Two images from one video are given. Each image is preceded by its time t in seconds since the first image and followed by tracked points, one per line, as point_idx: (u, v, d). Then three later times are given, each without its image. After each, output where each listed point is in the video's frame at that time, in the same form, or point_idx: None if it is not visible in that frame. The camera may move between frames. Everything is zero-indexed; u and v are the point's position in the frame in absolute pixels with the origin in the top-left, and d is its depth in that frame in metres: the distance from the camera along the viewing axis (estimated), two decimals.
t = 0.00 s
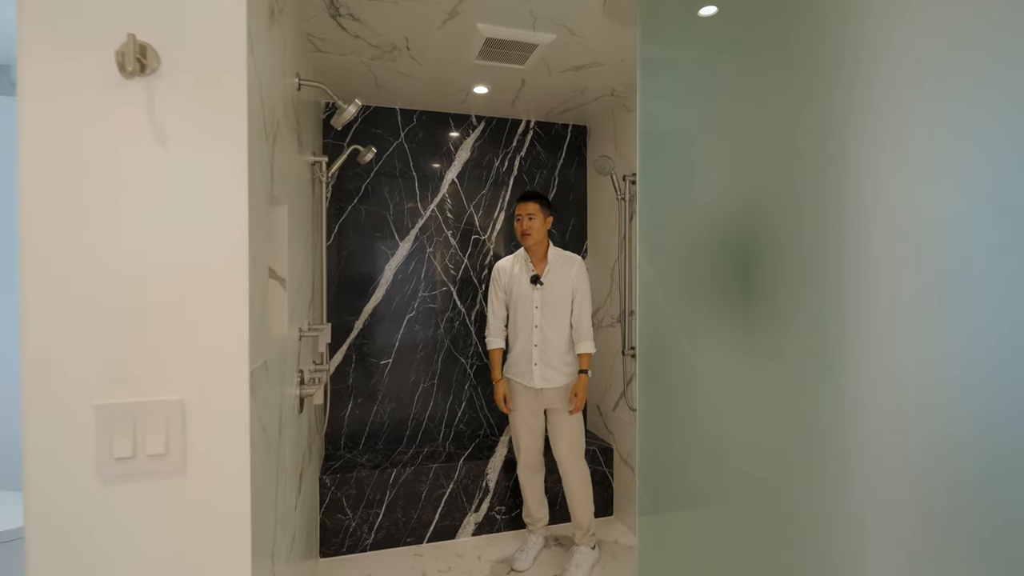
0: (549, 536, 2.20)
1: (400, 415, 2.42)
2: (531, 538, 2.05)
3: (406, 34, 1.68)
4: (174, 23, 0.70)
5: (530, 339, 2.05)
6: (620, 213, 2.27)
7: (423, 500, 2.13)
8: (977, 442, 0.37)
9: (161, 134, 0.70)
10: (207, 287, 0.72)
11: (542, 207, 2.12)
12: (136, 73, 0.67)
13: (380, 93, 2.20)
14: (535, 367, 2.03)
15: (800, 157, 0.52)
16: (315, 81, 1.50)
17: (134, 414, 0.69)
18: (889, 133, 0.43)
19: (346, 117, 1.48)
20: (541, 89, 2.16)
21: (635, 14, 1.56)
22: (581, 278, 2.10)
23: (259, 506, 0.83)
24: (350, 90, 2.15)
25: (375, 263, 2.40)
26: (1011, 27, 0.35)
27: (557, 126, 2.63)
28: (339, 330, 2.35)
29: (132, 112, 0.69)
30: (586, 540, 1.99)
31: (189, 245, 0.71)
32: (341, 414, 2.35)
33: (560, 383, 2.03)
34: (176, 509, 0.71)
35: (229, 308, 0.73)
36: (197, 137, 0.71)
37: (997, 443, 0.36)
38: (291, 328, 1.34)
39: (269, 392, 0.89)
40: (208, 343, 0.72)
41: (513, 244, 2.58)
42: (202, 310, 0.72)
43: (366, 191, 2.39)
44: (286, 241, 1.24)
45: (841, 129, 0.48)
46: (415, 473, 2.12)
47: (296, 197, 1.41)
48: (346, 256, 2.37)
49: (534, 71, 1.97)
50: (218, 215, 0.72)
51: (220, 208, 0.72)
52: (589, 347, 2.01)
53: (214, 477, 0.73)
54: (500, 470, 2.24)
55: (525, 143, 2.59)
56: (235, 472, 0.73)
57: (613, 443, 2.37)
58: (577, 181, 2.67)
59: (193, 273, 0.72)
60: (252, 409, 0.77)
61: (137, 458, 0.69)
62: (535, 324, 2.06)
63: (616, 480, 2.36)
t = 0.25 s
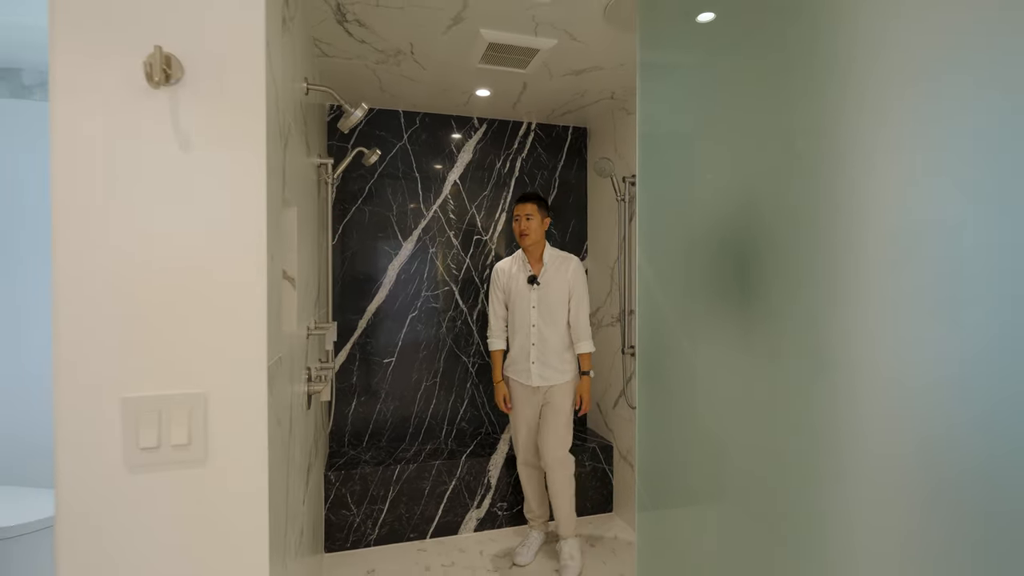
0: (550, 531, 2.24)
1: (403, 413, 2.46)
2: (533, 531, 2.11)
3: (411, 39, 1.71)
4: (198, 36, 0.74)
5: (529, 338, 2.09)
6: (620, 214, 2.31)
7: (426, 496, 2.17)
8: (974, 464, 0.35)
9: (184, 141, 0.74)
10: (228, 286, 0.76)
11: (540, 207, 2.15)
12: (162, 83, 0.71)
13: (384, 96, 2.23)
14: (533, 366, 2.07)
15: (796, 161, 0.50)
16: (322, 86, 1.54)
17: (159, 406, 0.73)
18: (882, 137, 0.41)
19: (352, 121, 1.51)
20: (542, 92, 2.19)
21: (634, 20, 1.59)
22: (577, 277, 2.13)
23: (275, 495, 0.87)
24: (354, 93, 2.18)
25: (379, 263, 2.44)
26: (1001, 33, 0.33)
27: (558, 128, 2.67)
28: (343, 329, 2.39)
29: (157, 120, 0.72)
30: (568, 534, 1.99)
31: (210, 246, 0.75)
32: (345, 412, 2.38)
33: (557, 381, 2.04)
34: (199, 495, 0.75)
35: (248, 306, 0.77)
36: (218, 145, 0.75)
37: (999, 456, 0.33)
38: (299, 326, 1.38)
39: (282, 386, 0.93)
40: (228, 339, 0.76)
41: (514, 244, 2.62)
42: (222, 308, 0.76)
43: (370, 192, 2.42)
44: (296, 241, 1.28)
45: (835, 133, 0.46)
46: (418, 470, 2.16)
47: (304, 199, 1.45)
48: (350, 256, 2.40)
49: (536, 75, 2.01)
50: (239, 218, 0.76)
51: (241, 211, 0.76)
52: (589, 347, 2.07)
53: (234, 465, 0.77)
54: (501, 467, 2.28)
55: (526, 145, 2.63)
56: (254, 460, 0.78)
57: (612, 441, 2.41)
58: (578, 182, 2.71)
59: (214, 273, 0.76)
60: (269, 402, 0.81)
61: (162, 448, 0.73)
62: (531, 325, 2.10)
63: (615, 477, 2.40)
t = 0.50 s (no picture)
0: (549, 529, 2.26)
1: (403, 411, 2.49)
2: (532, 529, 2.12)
3: (411, 42, 1.74)
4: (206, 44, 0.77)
5: (528, 339, 2.11)
6: (618, 215, 2.33)
7: (427, 494, 2.19)
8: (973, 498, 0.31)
9: (194, 143, 0.76)
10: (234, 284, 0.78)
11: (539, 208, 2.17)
12: (172, 89, 0.74)
13: (385, 98, 2.26)
14: (531, 367, 2.08)
15: (785, 154, 0.46)
16: (324, 89, 1.56)
17: (169, 401, 0.75)
18: (879, 124, 0.37)
19: (353, 123, 1.54)
20: (541, 94, 2.22)
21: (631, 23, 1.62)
22: (577, 278, 2.15)
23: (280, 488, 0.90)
24: (355, 95, 2.21)
25: (379, 263, 2.46)
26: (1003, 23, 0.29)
27: (557, 129, 2.69)
28: (344, 329, 2.42)
29: (168, 123, 0.75)
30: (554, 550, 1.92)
31: (218, 246, 0.78)
32: (346, 411, 2.41)
33: (553, 381, 2.05)
34: (207, 488, 0.77)
35: (254, 304, 0.79)
36: (225, 148, 0.78)
37: (989, 465, 0.30)
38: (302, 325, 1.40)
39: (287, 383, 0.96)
40: (236, 336, 0.78)
41: (514, 244, 2.65)
42: (230, 306, 0.78)
43: (370, 193, 2.45)
44: (299, 241, 1.31)
45: (837, 123, 0.41)
46: (419, 468, 2.18)
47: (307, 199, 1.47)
48: (351, 256, 2.43)
49: (535, 77, 2.04)
50: (245, 218, 0.79)
51: (248, 211, 0.79)
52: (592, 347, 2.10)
53: (241, 459, 0.79)
54: (501, 465, 2.30)
55: (525, 146, 2.65)
56: (260, 454, 0.80)
57: (611, 438, 2.44)
58: (577, 183, 2.73)
59: (222, 272, 0.78)
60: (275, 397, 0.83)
61: (173, 442, 0.76)
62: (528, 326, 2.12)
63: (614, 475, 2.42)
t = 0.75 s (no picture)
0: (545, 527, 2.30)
1: (402, 410, 2.52)
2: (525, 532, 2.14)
3: (409, 49, 1.78)
4: (213, 61, 0.80)
5: (522, 341, 2.13)
6: (613, 217, 2.37)
7: (425, 492, 2.23)
8: (977, 393, 0.42)
9: (201, 153, 0.80)
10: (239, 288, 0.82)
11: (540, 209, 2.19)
12: (180, 102, 0.78)
13: (384, 102, 2.29)
14: (523, 370, 2.08)
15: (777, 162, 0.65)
16: (324, 95, 1.60)
17: (177, 399, 0.79)
18: (861, 140, 0.53)
19: (353, 129, 1.57)
20: (537, 98, 2.25)
21: (625, 31, 1.65)
22: (575, 282, 2.13)
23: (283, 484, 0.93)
24: (355, 100, 2.25)
25: (378, 264, 2.50)
26: (1006, 23, 0.41)
27: (554, 133, 2.73)
28: (344, 329, 2.45)
29: (176, 135, 0.79)
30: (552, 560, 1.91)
31: (223, 251, 0.81)
32: (346, 410, 2.45)
33: (547, 388, 2.04)
34: (213, 483, 0.81)
35: (257, 308, 0.83)
36: (231, 159, 0.81)
37: (981, 466, 0.42)
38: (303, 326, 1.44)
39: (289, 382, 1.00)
40: (242, 339, 0.82)
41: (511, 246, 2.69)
42: (235, 309, 0.82)
43: (370, 195, 2.49)
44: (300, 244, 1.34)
45: (829, 134, 0.57)
46: (417, 466, 2.22)
47: (308, 203, 1.51)
48: (351, 258, 2.47)
49: (531, 82, 2.07)
50: (250, 226, 0.82)
51: (252, 218, 0.83)
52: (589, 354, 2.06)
53: (246, 456, 0.83)
54: (498, 463, 2.34)
55: (523, 149, 2.69)
56: (265, 451, 0.84)
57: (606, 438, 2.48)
58: (574, 185, 2.77)
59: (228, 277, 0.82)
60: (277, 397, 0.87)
61: (181, 438, 0.79)
62: (522, 328, 2.15)
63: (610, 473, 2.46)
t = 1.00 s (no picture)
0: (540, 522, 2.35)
1: (401, 408, 2.58)
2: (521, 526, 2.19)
3: (408, 57, 1.83)
4: (222, 77, 0.86)
5: (523, 339, 2.17)
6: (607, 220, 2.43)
7: (424, 488, 2.28)
8: (961, 392, 0.46)
9: (210, 164, 0.85)
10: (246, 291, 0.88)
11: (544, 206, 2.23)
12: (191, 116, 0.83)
13: (383, 107, 2.35)
14: (524, 368, 2.14)
15: (764, 158, 0.70)
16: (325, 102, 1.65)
17: (188, 393, 0.85)
18: (844, 136, 0.58)
19: (353, 135, 1.63)
20: (533, 103, 2.31)
21: (616, 40, 1.71)
22: (579, 279, 2.14)
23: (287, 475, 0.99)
24: (354, 105, 2.30)
25: (377, 266, 2.56)
26: (1004, 21, 0.43)
27: (550, 136, 2.78)
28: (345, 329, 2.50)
29: (187, 147, 0.84)
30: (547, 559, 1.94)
31: (230, 254, 0.87)
32: (346, 408, 2.50)
33: (547, 386, 2.09)
34: (222, 473, 0.87)
35: (263, 309, 0.89)
36: (238, 169, 0.87)
37: (973, 468, 0.45)
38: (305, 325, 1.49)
39: (292, 378, 1.05)
40: (248, 338, 0.88)
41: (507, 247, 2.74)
42: (241, 311, 0.87)
43: (369, 198, 2.54)
44: (302, 247, 1.39)
45: (812, 129, 0.62)
46: (416, 463, 2.27)
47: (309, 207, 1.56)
48: (351, 259, 2.52)
49: (527, 88, 2.12)
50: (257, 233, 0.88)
51: (258, 226, 0.88)
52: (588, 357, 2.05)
53: (254, 448, 0.89)
54: (495, 460, 2.39)
55: (519, 152, 2.74)
56: (271, 443, 0.90)
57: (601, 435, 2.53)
58: (569, 188, 2.83)
59: (235, 280, 0.87)
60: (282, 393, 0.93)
61: (192, 431, 0.85)
62: (525, 326, 2.18)
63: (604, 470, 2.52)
